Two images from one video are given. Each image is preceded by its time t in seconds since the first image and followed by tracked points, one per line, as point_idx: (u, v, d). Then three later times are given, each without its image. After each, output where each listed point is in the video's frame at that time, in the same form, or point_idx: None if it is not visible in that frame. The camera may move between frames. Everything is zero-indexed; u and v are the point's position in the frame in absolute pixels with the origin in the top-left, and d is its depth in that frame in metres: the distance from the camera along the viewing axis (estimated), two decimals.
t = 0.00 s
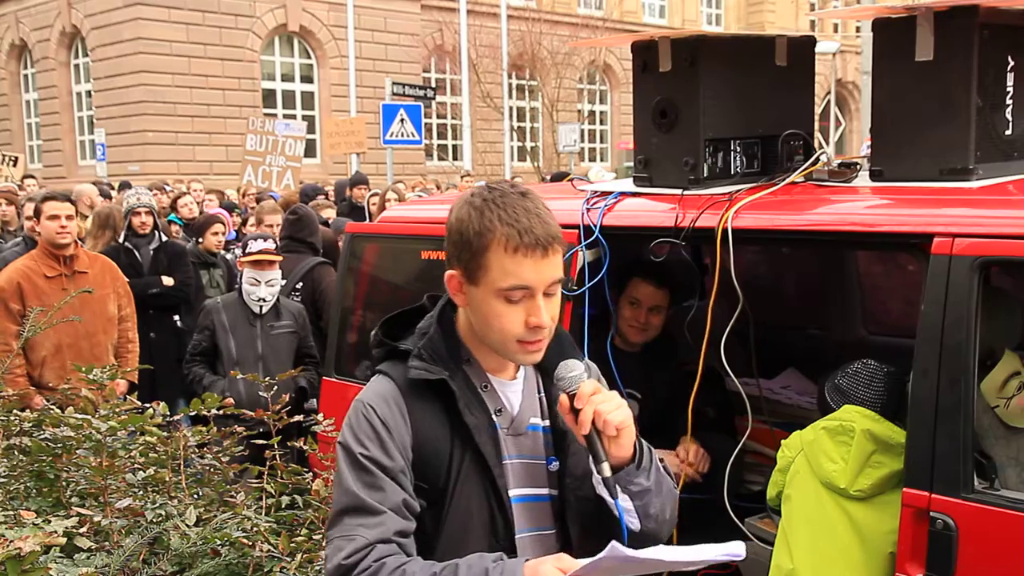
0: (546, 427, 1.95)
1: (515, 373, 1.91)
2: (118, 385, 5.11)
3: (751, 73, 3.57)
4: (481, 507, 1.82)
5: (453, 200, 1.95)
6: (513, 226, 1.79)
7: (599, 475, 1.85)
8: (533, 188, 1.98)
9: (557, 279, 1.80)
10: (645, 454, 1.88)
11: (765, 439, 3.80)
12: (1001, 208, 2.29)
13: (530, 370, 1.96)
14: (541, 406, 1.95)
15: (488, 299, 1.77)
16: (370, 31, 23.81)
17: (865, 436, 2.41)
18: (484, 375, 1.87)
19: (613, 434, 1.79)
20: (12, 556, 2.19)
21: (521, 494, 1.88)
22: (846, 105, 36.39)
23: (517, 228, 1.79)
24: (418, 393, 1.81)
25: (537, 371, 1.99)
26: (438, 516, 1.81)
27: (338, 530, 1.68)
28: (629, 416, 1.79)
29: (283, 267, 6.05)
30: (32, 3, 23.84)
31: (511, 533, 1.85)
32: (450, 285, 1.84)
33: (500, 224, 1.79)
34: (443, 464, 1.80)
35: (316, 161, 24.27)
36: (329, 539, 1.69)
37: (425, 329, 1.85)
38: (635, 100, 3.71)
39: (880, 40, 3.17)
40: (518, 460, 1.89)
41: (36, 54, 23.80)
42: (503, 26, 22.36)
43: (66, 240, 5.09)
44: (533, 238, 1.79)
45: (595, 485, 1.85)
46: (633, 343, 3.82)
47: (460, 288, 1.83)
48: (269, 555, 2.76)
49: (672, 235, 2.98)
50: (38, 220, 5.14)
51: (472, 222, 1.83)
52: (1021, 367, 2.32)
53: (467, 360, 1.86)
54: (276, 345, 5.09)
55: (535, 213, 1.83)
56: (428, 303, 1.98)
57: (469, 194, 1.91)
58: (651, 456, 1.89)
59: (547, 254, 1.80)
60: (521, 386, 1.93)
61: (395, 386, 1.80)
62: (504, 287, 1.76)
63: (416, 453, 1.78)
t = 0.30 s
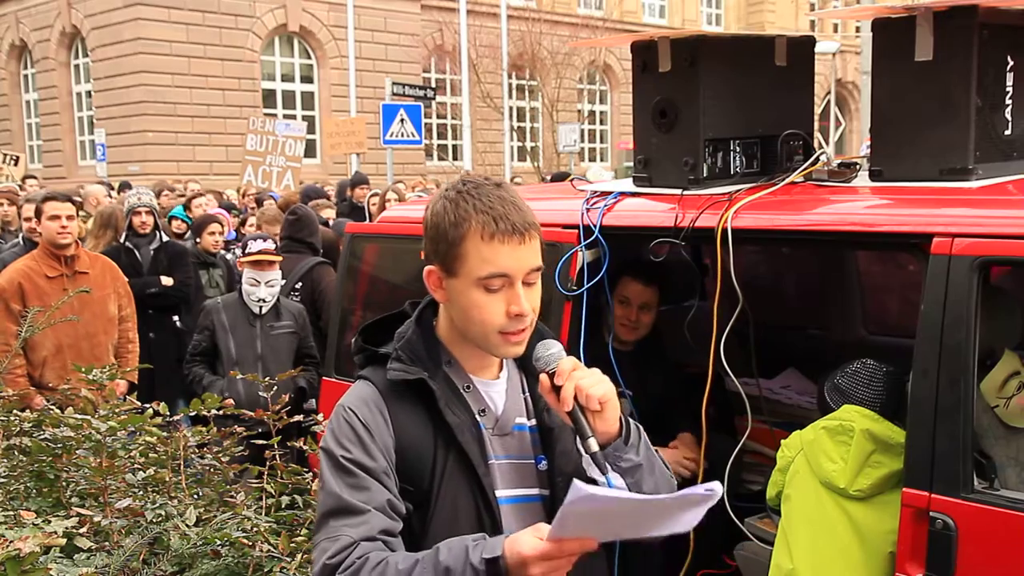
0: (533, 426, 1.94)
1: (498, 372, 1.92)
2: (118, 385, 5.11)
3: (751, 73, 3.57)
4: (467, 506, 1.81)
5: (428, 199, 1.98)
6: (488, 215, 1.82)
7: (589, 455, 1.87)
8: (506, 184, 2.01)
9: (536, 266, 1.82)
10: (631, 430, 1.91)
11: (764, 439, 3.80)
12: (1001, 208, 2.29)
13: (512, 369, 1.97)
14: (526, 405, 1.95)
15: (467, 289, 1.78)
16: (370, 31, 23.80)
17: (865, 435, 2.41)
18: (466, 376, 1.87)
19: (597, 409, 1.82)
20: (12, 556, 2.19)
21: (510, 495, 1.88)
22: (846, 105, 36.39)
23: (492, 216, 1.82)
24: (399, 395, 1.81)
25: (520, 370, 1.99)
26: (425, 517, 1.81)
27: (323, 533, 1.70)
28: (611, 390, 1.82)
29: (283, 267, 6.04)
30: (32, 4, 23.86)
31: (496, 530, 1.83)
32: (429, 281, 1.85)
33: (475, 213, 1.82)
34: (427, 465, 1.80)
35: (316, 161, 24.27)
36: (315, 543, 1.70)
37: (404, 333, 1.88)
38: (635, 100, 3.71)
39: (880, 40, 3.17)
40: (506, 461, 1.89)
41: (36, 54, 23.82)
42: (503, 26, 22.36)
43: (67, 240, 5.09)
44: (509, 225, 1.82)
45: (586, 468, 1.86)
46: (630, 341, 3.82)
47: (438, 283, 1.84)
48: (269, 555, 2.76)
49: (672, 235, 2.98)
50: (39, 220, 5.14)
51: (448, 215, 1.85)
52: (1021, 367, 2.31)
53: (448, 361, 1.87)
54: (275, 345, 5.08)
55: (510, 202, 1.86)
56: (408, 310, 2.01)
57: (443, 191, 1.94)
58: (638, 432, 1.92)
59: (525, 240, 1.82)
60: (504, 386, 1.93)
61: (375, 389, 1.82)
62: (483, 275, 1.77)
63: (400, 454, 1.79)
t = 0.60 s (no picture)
0: (532, 430, 1.94)
1: (497, 376, 1.92)
2: (118, 385, 5.11)
3: (751, 72, 3.57)
4: (467, 511, 1.81)
5: (427, 196, 1.97)
6: (496, 213, 1.83)
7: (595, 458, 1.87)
8: (507, 183, 2.02)
9: (542, 266, 1.83)
10: (637, 433, 1.90)
11: (765, 439, 3.80)
12: (1002, 208, 2.29)
13: (511, 373, 1.97)
14: (525, 409, 1.95)
15: (475, 288, 1.77)
16: (370, 31, 23.81)
17: (865, 436, 2.41)
18: (464, 380, 1.88)
19: (603, 411, 1.84)
20: (12, 555, 2.19)
21: (510, 500, 1.87)
22: (845, 105, 36.38)
23: (500, 214, 1.83)
24: (396, 400, 1.82)
25: (519, 374, 1.99)
26: (425, 525, 1.82)
27: (319, 542, 1.69)
28: (617, 392, 1.84)
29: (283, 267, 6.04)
30: (32, 3, 23.88)
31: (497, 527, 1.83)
32: (432, 281, 1.84)
33: (483, 211, 1.83)
34: (425, 472, 1.80)
35: (316, 161, 24.28)
36: (311, 552, 1.70)
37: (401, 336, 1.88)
38: (635, 100, 3.72)
39: (879, 40, 3.17)
40: (505, 465, 1.89)
41: (36, 54, 23.83)
42: (503, 26, 22.36)
43: (66, 239, 5.09)
44: (518, 224, 1.82)
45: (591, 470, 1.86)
46: (629, 340, 3.83)
47: (442, 282, 1.83)
48: (269, 555, 2.76)
49: (672, 235, 2.98)
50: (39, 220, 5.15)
51: (453, 212, 1.85)
52: (1021, 367, 2.31)
53: (445, 365, 1.87)
54: (275, 345, 5.08)
55: (517, 200, 1.87)
56: (404, 312, 2.01)
57: (445, 189, 1.94)
58: (644, 434, 1.90)
59: (531, 240, 1.84)
60: (503, 389, 1.93)
61: (372, 395, 1.82)
62: (491, 274, 1.77)
63: (398, 461, 1.79)
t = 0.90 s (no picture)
0: (540, 431, 1.95)
1: (505, 378, 1.91)
2: (118, 385, 5.11)
3: (751, 72, 3.56)
4: (481, 517, 1.81)
5: (442, 192, 1.96)
6: (519, 212, 1.83)
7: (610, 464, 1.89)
8: (519, 182, 2.02)
9: (560, 268, 1.85)
10: (651, 442, 1.90)
11: (765, 439, 3.79)
12: (1002, 208, 2.30)
13: (517, 374, 1.96)
14: (533, 410, 1.96)
15: (495, 287, 1.78)
16: (370, 31, 23.82)
17: (865, 435, 2.41)
18: (474, 383, 1.87)
19: (622, 420, 1.81)
20: (12, 555, 2.19)
21: (521, 502, 1.90)
22: (846, 106, 36.36)
23: (524, 213, 1.83)
24: (409, 405, 1.79)
25: (525, 375, 1.99)
26: (439, 530, 1.80)
27: (332, 554, 1.66)
28: (636, 401, 1.80)
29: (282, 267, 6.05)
30: (32, 3, 23.87)
31: (513, 541, 1.85)
32: (448, 278, 1.83)
33: (506, 210, 1.83)
34: (439, 478, 1.79)
35: (316, 161, 24.28)
36: (323, 563, 1.67)
37: (412, 339, 1.86)
38: (635, 100, 3.72)
39: (880, 40, 3.17)
40: (514, 468, 1.90)
41: (36, 54, 23.83)
42: (503, 26, 22.35)
43: (66, 239, 5.08)
44: (541, 224, 1.83)
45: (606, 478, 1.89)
46: (629, 339, 3.83)
47: (457, 280, 1.82)
48: (269, 555, 2.76)
49: (672, 235, 2.98)
50: (39, 219, 5.14)
51: (474, 210, 1.85)
52: (1021, 368, 2.31)
53: (456, 368, 1.87)
54: (276, 345, 5.08)
55: (539, 200, 1.87)
56: (409, 310, 1.99)
57: (462, 185, 1.93)
58: (657, 442, 1.91)
59: (552, 241, 1.85)
60: (511, 392, 1.93)
61: (384, 400, 1.79)
62: (513, 274, 1.78)
63: (411, 467, 1.77)
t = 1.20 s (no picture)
0: (551, 426, 1.95)
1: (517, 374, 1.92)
2: (117, 385, 5.11)
3: (751, 72, 3.56)
4: (504, 510, 1.81)
5: (460, 188, 1.98)
6: (542, 201, 1.87)
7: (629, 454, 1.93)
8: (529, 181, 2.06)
9: (578, 258, 1.88)
10: (664, 431, 1.99)
11: (765, 439, 3.80)
12: (1001, 208, 2.30)
13: (528, 370, 1.96)
14: (543, 405, 1.96)
15: (518, 273, 1.79)
16: (370, 31, 23.82)
17: (865, 436, 2.41)
18: (491, 379, 1.85)
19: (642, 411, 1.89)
20: (12, 555, 2.19)
21: (538, 494, 1.88)
22: (846, 105, 36.36)
23: (546, 203, 1.87)
24: (433, 399, 1.80)
25: (534, 371, 1.99)
26: (461, 524, 1.81)
27: (358, 551, 1.69)
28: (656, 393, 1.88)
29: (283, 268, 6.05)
30: (32, 4, 23.88)
31: (533, 531, 1.84)
32: (470, 268, 1.84)
33: (529, 199, 1.86)
34: (461, 472, 1.80)
35: (316, 161, 24.28)
36: (348, 560, 1.69)
37: (431, 335, 1.85)
38: (635, 100, 3.72)
39: (879, 40, 3.17)
40: (529, 461, 1.88)
41: (36, 54, 23.84)
42: (503, 27, 22.35)
43: (66, 239, 5.08)
44: (562, 214, 1.88)
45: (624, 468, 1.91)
46: (629, 339, 3.83)
47: (479, 270, 1.83)
48: (269, 555, 2.76)
49: (672, 235, 2.98)
50: (38, 220, 5.14)
51: (497, 200, 1.87)
52: (1021, 367, 2.31)
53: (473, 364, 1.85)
54: (276, 345, 5.08)
55: (557, 192, 1.92)
56: (414, 314, 1.97)
57: (482, 181, 1.95)
58: (670, 430, 1.99)
59: (571, 232, 1.89)
60: (523, 387, 1.93)
61: (409, 396, 1.79)
62: (536, 259, 1.80)
63: (434, 462, 1.78)
